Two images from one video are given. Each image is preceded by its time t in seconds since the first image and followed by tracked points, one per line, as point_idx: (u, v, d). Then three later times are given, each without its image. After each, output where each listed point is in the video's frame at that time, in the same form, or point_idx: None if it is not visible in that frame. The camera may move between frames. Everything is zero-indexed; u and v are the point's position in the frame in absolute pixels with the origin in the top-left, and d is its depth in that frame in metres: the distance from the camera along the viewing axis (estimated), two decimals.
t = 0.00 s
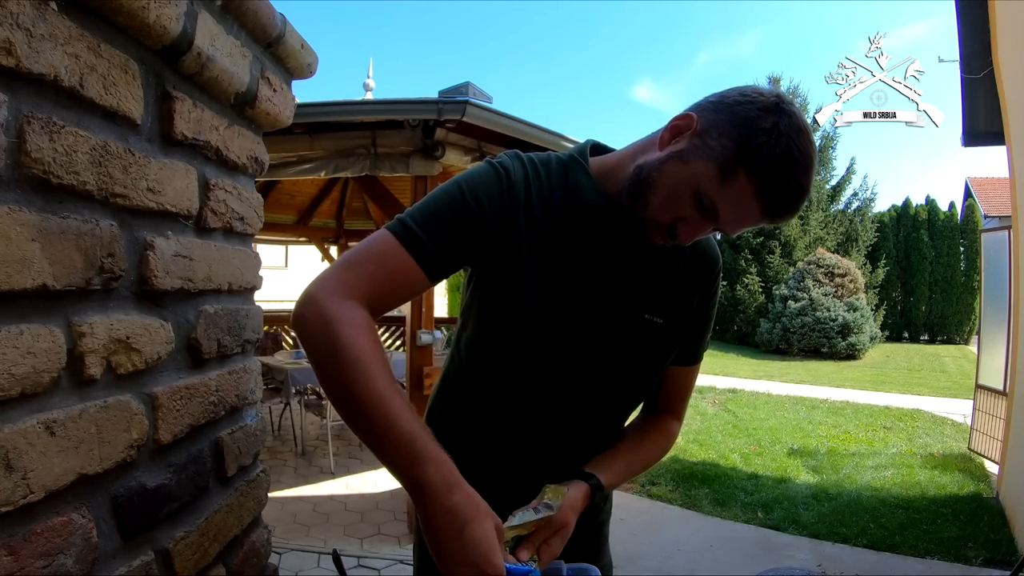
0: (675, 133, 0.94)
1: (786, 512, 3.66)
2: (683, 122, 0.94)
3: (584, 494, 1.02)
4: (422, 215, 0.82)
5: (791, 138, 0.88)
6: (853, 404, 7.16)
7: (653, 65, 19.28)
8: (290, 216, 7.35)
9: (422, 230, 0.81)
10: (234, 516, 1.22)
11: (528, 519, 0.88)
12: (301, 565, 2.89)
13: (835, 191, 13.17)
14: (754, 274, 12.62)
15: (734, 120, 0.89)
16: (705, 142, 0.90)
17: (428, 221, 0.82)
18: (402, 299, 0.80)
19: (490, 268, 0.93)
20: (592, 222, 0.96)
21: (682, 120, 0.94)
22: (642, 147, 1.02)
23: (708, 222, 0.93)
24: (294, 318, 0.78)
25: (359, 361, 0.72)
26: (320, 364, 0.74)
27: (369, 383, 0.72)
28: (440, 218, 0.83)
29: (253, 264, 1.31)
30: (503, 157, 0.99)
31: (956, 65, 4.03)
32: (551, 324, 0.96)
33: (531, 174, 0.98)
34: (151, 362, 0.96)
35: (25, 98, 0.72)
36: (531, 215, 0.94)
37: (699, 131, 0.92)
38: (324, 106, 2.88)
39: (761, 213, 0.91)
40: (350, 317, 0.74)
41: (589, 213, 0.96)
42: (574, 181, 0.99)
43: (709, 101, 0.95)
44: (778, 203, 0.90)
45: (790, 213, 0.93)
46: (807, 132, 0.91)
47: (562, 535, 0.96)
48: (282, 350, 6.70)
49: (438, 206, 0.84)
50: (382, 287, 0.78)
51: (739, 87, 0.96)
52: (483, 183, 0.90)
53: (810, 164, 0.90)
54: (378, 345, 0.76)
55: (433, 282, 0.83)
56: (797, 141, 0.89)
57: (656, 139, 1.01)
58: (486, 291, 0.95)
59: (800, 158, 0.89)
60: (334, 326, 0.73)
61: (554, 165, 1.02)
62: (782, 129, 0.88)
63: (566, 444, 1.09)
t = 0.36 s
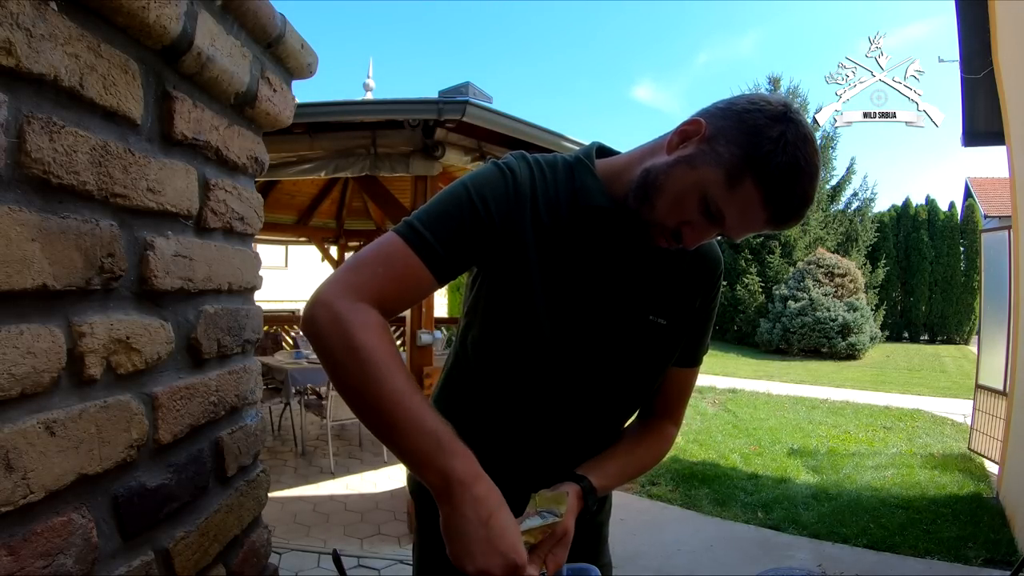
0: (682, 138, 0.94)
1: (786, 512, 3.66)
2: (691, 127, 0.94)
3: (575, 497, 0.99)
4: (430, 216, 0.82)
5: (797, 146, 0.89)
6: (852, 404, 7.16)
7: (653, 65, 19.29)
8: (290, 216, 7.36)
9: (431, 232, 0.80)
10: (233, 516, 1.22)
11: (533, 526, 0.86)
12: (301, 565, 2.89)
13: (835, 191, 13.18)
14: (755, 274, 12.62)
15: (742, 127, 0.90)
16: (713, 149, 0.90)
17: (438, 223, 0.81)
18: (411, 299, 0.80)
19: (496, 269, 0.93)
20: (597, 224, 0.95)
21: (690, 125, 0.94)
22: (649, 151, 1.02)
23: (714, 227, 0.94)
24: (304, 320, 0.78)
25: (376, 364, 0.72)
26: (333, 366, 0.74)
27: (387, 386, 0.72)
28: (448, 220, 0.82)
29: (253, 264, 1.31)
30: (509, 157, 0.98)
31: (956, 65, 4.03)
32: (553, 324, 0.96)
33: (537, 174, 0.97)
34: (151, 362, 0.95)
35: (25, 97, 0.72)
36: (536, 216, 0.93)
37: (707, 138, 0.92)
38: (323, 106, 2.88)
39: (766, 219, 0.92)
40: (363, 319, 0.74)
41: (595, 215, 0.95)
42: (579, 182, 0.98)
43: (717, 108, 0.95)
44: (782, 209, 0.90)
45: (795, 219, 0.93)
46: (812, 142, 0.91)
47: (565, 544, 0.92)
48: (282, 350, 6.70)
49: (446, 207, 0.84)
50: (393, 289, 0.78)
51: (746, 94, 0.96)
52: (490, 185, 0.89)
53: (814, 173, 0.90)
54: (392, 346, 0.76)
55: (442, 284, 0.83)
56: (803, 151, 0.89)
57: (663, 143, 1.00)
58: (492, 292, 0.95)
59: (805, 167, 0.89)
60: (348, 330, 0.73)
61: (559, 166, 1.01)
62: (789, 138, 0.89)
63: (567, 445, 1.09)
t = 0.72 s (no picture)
0: (685, 138, 0.94)
1: (786, 512, 3.66)
2: (695, 127, 0.94)
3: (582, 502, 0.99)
4: (433, 218, 0.82)
5: (800, 147, 0.89)
6: (852, 404, 7.16)
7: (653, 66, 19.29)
8: (290, 216, 7.36)
9: (435, 233, 0.80)
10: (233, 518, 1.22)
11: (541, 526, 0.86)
12: (301, 565, 2.89)
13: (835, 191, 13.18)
14: (754, 274, 12.62)
15: (745, 128, 0.90)
16: (715, 149, 0.90)
17: (441, 224, 0.82)
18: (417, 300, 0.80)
19: (499, 270, 0.93)
20: (599, 223, 0.95)
21: (693, 125, 0.94)
22: (651, 151, 1.02)
23: (716, 227, 0.94)
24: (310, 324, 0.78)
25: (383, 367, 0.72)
26: (341, 371, 0.74)
27: (395, 389, 0.72)
28: (451, 222, 0.83)
29: (253, 263, 1.31)
30: (511, 157, 0.98)
31: (956, 65, 4.03)
32: (554, 323, 0.96)
33: (539, 174, 0.97)
34: (150, 362, 0.95)
35: (26, 97, 0.72)
36: (540, 216, 0.93)
37: (710, 138, 0.91)
38: (324, 106, 2.88)
39: (769, 220, 0.92)
40: (370, 323, 0.74)
41: (597, 214, 0.95)
42: (582, 182, 0.98)
43: (720, 109, 0.95)
44: (785, 210, 0.91)
45: (797, 219, 0.93)
46: (815, 142, 0.91)
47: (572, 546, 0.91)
48: (282, 350, 6.71)
49: (448, 208, 0.84)
50: (398, 291, 0.78)
51: (748, 95, 0.95)
52: (492, 184, 0.89)
53: (816, 174, 0.90)
54: (399, 349, 0.76)
55: (446, 285, 0.83)
56: (805, 153, 0.89)
57: (665, 143, 1.00)
58: (494, 292, 0.95)
59: (808, 168, 0.89)
60: (355, 333, 0.73)
61: (562, 166, 1.01)
62: (791, 140, 0.89)
63: (568, 446, 1.09)
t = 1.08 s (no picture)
0: (685, 138, 0.94)
1: (786, 512, 3.66)
2: (695, 127, 0.94)
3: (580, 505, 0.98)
4: (435, 221, 0.82)
5: (800, 146, 0.89)
6: (853, 404, 7.16)
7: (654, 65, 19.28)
8: (290, 216, 7.37)
9: (438, 236, 0.80)
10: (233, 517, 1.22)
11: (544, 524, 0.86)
12: (301, 565, 2.89)
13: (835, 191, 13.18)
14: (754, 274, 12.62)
15: (745, 128, 0.90)
16: (716, 149, 0.90)
17: (443, 227, 0.81)
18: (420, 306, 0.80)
19: (501, 272, 0.93)
20: (600, 224, 0.95)
21: (694, 125, 0.94)
22: (652, 151, 1.02)
23: (716, 227, 0.94)
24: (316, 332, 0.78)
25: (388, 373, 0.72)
26: (346, 378, 0.74)
27: (399, 397, 0.71)
28: (454, 225, 0.82)
29: (253, 263, 1.31)
30: (513, 158, 0.98)
31: (956, 65, 4.03)
32: (553, 323, 0.96)
33: (540, 175, 0.97)
34: (150, 362, 0.95)
35: (26, 97, 0.72)
36: (542, 217, 0.93)
37: (711, 138, 0.91)
38: (324, 106, 2.88)
39: (769, 220, 0.92)
40: (374, 330, 0.74)
41: (599, 214, 0.95)
42: (582, 183, 0.98)
43: (721, 109, 0.95)
44: (785, 210, 0.91)
45: (797, 219, 0.93)
46: (815, 143, 0.91)
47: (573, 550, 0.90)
48: (282, 350, 6.70)
49: (451, 211, 0.83)
50: (400, 296, 0.78)
51: (749, 95, 0.95)
52: (495, 186, 0.89)
53: (815, 174, 0.90)
54: (403, 356, 0.76)
55: (449, 289, 0.83)
56: (805, 153, 0.89)
57: (666, 144, 1.00)
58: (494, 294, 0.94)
59: (809, 168, 0.89)
60: (360, 340, 0.72)
61: (562, 167, 1.01)
62: (792, 140, 0.89)
63: (568, 446, 1.09)
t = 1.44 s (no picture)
0: (651, 113, 0.96)
1: (786, 512, 3.66)
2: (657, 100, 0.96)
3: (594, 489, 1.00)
4: (424, 224, 0.83)
5: (759, 96, 0.88)
6: (852, 404, 7.16)
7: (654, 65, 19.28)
8: (290, 216, 7.37)
9: (425, 239, 0.80)
10: (234, 517, 1.22)
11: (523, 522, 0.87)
12: (301, 565, 2.89)
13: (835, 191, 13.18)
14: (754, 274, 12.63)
15: (701, 90, 0.91)
16: (680, 119, 0.91)
17: (436, 234, 0.81)
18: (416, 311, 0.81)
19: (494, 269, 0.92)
20: (589, 213, 0.95)
21: (658, 100, 0.96)
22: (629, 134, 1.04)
23: (693, 195, 0.94)
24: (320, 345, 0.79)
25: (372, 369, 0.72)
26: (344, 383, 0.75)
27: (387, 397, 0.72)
28: (443, 226, 0.82)
29: (253, 263, 1.31)
30: (501, 157, 0.98)
31: (956, 65, 4.03)
32: (552, 315, 0.95)
33: (529, 171, 0.97)
34: (151, 362, 0.95)
35: (26, 97, 0.72)
36: (531, 211, 0.93)
37: (674, 109, 0.93)
38: (324, 106, 2.88)
39: (741, 177, 0.91)
40: (365, 334, 0.74)
41: (588, 205, 0.95)
42: (570, 175, 0.98)
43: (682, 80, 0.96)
44: (755, 165, 0.89)
45: (772, 171, 0.91)
46: (782, 95, 0.90)
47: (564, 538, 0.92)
48: (282, 350, 6.70)
49: (439, 213, 0.84)
50: (395, 299, 0.78)
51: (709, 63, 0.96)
52: (482, 185, 0.89)
53: (787, 125, 0.89)
54: (396, 357, 0.76)
55: (443, 289, 0.83)
56: (767, 103, 0.88)
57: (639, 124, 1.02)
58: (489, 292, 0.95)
59: (774, 119, 0.88)
60: (350, 343, 0.73)
61: (550, 162, 1.01)
62: (750, 93, 0.88)
63: (574, 439, 1.08)
